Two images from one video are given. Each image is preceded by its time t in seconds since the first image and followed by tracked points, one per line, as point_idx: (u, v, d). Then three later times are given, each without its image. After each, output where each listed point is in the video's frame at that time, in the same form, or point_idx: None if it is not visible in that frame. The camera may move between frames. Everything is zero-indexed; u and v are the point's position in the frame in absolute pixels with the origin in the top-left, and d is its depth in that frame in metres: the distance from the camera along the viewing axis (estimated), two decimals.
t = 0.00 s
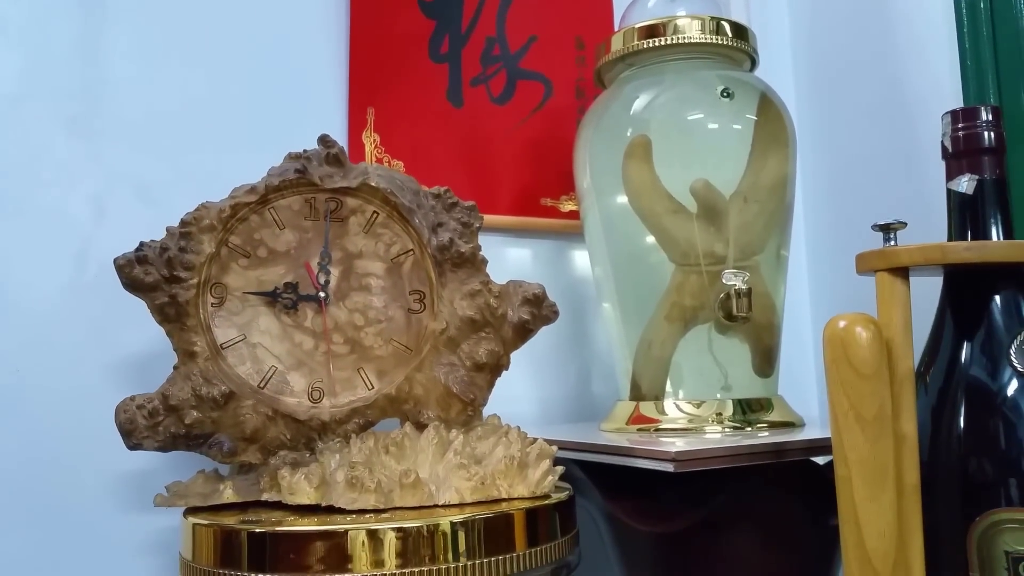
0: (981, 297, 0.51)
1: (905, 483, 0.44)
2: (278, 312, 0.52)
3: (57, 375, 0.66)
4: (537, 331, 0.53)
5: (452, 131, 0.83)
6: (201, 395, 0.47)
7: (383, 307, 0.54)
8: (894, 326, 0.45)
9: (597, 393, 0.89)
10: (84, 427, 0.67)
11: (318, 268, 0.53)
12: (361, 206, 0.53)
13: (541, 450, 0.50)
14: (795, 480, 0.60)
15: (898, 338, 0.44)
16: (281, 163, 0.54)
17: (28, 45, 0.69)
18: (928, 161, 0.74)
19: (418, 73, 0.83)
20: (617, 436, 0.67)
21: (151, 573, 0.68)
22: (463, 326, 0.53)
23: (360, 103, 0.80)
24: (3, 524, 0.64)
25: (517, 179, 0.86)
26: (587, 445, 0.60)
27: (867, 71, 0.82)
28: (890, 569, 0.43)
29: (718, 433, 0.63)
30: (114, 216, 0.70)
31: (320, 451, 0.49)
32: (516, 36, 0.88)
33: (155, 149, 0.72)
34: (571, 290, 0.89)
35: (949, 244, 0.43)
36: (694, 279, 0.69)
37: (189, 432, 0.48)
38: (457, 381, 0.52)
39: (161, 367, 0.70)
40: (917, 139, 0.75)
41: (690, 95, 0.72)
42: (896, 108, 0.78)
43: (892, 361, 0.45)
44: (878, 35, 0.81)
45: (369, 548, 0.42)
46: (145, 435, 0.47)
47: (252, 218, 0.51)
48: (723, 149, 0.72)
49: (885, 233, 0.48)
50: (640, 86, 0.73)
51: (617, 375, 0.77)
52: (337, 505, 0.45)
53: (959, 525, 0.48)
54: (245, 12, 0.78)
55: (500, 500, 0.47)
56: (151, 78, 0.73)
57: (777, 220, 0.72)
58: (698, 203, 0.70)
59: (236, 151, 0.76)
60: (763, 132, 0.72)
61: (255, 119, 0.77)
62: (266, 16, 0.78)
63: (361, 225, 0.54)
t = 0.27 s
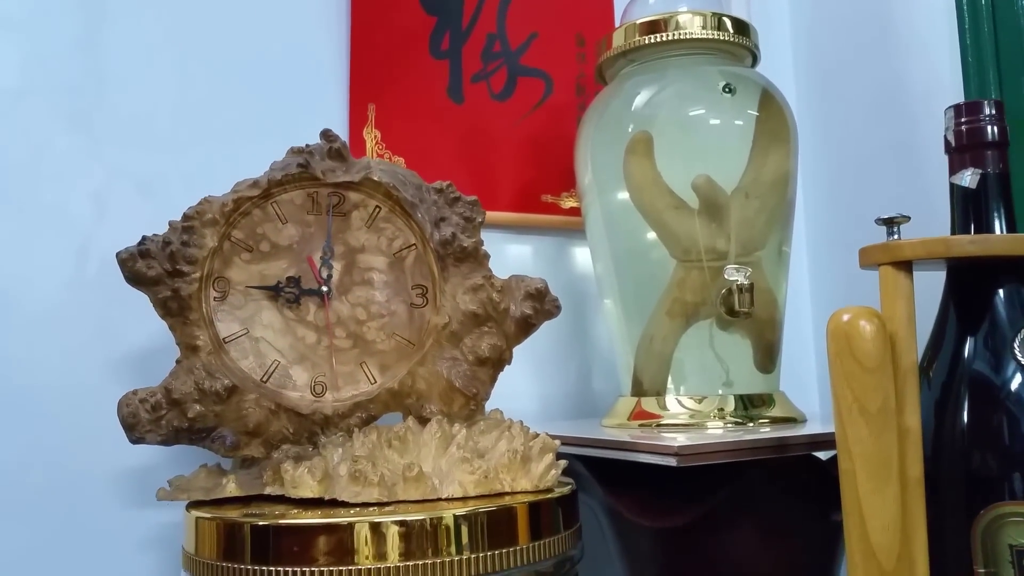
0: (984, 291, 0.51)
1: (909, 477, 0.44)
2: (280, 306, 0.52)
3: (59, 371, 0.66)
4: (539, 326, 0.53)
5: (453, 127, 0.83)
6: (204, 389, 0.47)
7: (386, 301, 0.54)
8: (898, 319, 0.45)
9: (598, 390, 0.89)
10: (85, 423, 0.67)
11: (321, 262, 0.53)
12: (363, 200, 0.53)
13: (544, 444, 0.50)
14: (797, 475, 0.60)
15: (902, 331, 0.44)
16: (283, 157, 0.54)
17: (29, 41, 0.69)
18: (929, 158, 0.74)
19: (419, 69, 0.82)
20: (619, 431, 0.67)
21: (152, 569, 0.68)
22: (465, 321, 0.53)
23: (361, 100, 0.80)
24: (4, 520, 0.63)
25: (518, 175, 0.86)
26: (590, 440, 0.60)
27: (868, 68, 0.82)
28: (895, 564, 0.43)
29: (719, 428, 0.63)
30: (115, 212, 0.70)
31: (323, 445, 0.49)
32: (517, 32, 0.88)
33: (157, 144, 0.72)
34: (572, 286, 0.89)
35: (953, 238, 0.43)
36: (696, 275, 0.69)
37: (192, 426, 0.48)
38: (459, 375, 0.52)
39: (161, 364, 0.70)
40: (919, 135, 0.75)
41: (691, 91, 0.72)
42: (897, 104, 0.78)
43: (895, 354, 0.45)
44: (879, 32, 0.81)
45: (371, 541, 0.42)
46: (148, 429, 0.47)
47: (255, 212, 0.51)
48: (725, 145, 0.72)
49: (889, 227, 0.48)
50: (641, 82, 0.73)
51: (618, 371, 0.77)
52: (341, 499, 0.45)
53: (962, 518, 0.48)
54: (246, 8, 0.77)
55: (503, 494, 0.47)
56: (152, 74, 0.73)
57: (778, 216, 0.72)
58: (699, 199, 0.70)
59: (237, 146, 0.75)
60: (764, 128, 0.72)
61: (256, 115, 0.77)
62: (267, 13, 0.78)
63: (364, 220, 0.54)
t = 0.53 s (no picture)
0: (988, 285, 0.51)
1: (913, 470, 0.44)
2: (284, 299, 0.52)
3: (61, 366, 0.66)
4: (543, 320, 0.53)
5: (455, 123, 0.83)
6: (209, 382, 0.47)
7: (389, 295, 0.54)
8: (902, 312, 0.45)
9: (599, 386, 0.89)
10: (87, 417, 0.67)
11: (325, 255, 0.53)
12: (367, 194, 0.53)
13: (548, 438, 0.50)
14: (800, 469, 0.60)
15: (906, 324, 0.44)
16: (287, 151, 0.54)
17: (31, 35, 0.69)
18: (932, 153, 0.74)
19: (421, 65, 0.82)
20: (621, 426, 0.67)
21: (154, 564, 0.68)
22: (469, 315, 0.53)
23: (363, 95, 0.80)
24: (7, 514, 0.63)
25: (520, 171, 0.86)
26: (593, 435, 0.60)
27: (870, 64, 0.82)
28: (899, 557, 0.43)
29: (722, 423, 0.63)
30: (117, 206, 0.70)
31: (327, 438, 0.49)
32: (519, 28, 0.87)
33: (159, 140, 0.72)
34: (574, 283, 0.89)
35: (957, 230, 0.43)
36: (698, 270, 0.69)
37: (196, 419, 0.48)
38: (463, 369, 0.52)
39: (166, 358, 0.70)
40: (921, 131, 0.75)
41: (694, 86, 0.72)
42: (899, 100, 0.78)
43: (899, 347, 0.45)
44: (882, 27, 0.81)
45: (375, 532, 0.42)
46: (152, 422, 0.47)
47: (259, 206, 0.51)
48: (727, 140, 0.72)
49: (893, 220, 0.48)
50: (644, 77, 0.73)
51: (620, 366, 0.77)
52: (344, 491, 0.45)
53: (965, 512, 0.48)
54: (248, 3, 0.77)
55: (508, 487, 0.47)
56: (154, 69, 0.73)
57: (781, 211, 0.72)
58: (702, 194, 0.70)
59: (239, 141, 0.75)
60: (767, 123, 0.72)
61: (258, 111, 0.77)
62: (268, 8, 0.78)
63: (367, 213, 0.54)
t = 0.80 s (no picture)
0: (985, 283, 0.52)
1: (910, 466, 0.45)
2: (287, 297, 0.53)
3: (65, 364, 0.67)
4: (543, 318, 0.54)
5: (456, 123, 0.84)
6: (213, 378, 0.48)
7: (392, 293, 0.54)
8: (899, 309, 0.45)
9: (599, 385, 0.89)
10: (91, 414, 0.67)
11: (328, 253, 0.54)
12: (370, 193, 0.54)
13: (549, 434, 0.51)
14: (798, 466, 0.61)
15: (903, 321, 0.45)
16: (290, 150, 0.54)
17: (36, 36, 0.69)
18: (930, 153, 0.75)
19: (422, 66, 0.83)
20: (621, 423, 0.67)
21: (157, 561, 0.68)
22: (470, 313, 0.53)
23: (365, 95, 0.80)
24: (10, 510, 0.64)
25: (521, 171, 0.86)
26: (593, 432, 0.61)
27: (869, 64, 0.82)
28: (895, 550, 0.44)
29: (721, 420, 0.64)
30: (120, 206, 0.70)
31: (331, 435, 0.49)
32: (520, 29, 0.88)
33: (162, 139, 0.72)
34: (574, 281, 0.90)
35: (953, 229, 0.44)
36: (698, 269, 0.69)
37: (201, 416, 0.48)
38: (465, 367, 0.52)
39: (169, 357, 0.71)
40: (920, 131, 0.76)
41: (694, 86, 0.72)
42: (898, 100, 0.79)
43: (897, 344, 0.45)
44: (880, 28, 0.81)
45: (378, 527, 0.43)
46: (157, 419, 0.48)
47: (263, 205, 0.52)
48: (727, 140, 0.72)
49: (890, 220, 0.49)
50: (644, 77, 0.73)
51: (620, 364, 0.77)
52: (348, 486, 0.46)
53: (962, 508, 0.49)
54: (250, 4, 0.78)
55: (509, 483, 0.48)
56: (157, 69, 0.73)
57: (780, 210, 0.72)
58: (702, 193, 0.70)
59: (242, 140, 0.76)
60: (766, 123, 0.72)
61: (260, 111, 0.77)
62: (271, 8, 0.79)
63: (370, 213, 0.54)
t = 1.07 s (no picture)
0: (985, 274, 0.53)
1: (912, 454, 0.45)
2: (296, 289, 0.53)
3: (73, 357, 0.67)
4: (549, 310, 0.55)
5: (460, 119, 0.84)
6: (223, 368, 0.48)
7: (399, 285, 0.55)
8: (901, 300, 0.46)
9: (602, 379, 0.90)
10: (99, 407, 0.68)
11: (336, 245, 0.54)
12: (377, 186, 0.55)
13: (554, 424, 0.51)
14: (800, 456, 0.61)
15: (905, 311, 0.46)
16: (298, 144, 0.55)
17: (44, 31, 0.70)
18: (931, 149, 0.75)
19: (427, 62, 0.84)
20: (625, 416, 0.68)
21: (163, 552, 0.69)
22: (476, 305, 0.54)
23: (370, 92, 0.81)
24: (19, 502, 0.65)
25: (524, 167, 0.87)
26: (597, 424, 0.61)
27: (870, 60, 0.83)
28: (898, 537, 0.44)
29: (724, 412, 0.64)
30: (128, 200, 0.71)
31: (339, 425, 0.50)
32: (523, 26, 0.88)
33: (169, 134, 0.73)
34: (577, 276, 0.90)
35: (954, 220, 0.44)
36: (701, 263, 0.70)
37: (211, 405, 0.49)
38: (471, 358, 0.53)
39: (177, 350, 0.71)
40: (921, 126, 0.76)
41: (697, 82, 0.73)
42: (899, 96, 0.79)
43: (898, 334, 0.46)
44: (881, 25, 0.82)
45: (384, 514, 0.44)
46: (168, 409, 0.48)
47: (272, 198, 0.52)
48: (729, 135, 0.73)
49: (892, 212, 0.50)
50: (647, 73, 0.74)
51: (624, 358, 0.78)
52: (357, 475, 0.46)
53: (963, 496, 0.50)
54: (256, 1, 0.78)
55: (515, 471, 0.49)
56: (164, 65, 0.74)
57: (782, 205, 0.73)
58: (705, 188, 0.71)
59: (248, 136, 0.76)
60: (768, 119, 0.73)
61: (266, 106, 0.78)
62: (276, 5, 0.79)
63: (378, 205, 0.55)
